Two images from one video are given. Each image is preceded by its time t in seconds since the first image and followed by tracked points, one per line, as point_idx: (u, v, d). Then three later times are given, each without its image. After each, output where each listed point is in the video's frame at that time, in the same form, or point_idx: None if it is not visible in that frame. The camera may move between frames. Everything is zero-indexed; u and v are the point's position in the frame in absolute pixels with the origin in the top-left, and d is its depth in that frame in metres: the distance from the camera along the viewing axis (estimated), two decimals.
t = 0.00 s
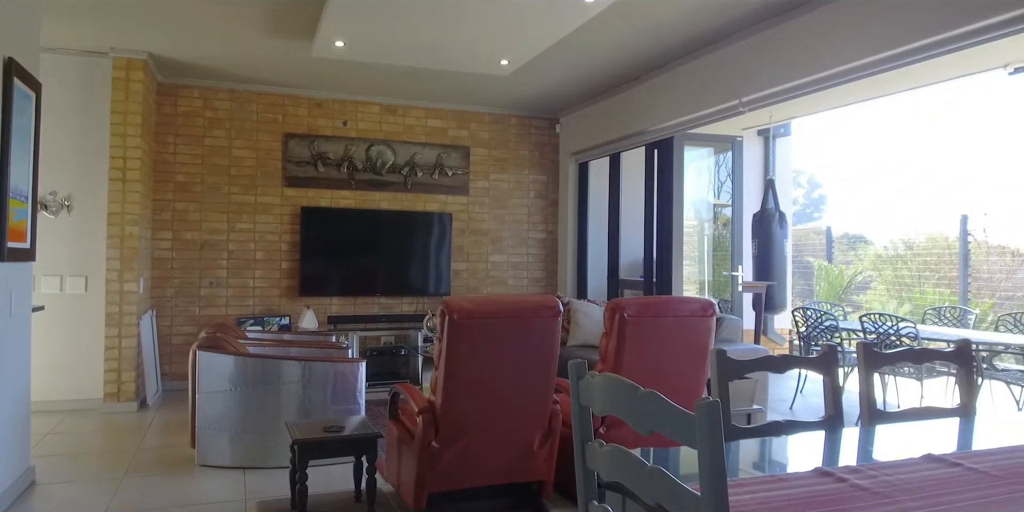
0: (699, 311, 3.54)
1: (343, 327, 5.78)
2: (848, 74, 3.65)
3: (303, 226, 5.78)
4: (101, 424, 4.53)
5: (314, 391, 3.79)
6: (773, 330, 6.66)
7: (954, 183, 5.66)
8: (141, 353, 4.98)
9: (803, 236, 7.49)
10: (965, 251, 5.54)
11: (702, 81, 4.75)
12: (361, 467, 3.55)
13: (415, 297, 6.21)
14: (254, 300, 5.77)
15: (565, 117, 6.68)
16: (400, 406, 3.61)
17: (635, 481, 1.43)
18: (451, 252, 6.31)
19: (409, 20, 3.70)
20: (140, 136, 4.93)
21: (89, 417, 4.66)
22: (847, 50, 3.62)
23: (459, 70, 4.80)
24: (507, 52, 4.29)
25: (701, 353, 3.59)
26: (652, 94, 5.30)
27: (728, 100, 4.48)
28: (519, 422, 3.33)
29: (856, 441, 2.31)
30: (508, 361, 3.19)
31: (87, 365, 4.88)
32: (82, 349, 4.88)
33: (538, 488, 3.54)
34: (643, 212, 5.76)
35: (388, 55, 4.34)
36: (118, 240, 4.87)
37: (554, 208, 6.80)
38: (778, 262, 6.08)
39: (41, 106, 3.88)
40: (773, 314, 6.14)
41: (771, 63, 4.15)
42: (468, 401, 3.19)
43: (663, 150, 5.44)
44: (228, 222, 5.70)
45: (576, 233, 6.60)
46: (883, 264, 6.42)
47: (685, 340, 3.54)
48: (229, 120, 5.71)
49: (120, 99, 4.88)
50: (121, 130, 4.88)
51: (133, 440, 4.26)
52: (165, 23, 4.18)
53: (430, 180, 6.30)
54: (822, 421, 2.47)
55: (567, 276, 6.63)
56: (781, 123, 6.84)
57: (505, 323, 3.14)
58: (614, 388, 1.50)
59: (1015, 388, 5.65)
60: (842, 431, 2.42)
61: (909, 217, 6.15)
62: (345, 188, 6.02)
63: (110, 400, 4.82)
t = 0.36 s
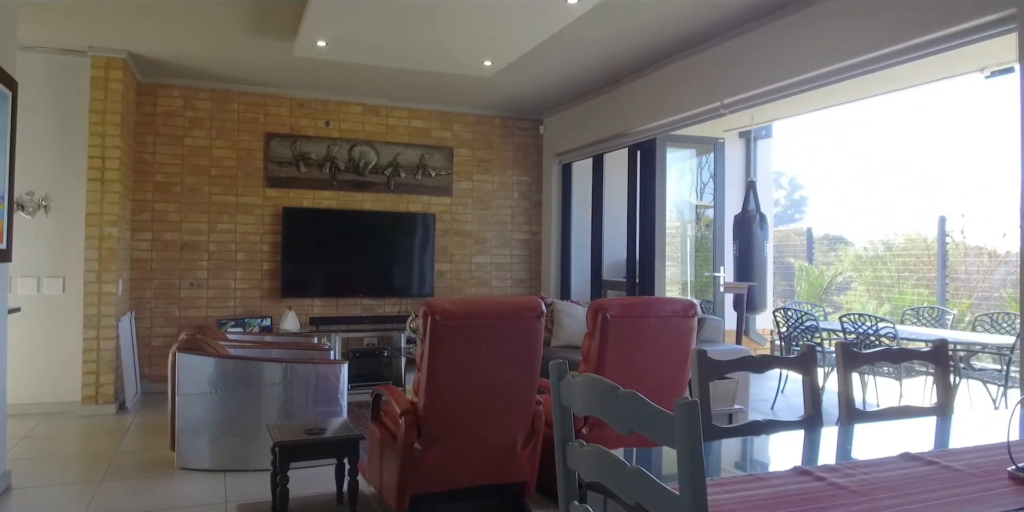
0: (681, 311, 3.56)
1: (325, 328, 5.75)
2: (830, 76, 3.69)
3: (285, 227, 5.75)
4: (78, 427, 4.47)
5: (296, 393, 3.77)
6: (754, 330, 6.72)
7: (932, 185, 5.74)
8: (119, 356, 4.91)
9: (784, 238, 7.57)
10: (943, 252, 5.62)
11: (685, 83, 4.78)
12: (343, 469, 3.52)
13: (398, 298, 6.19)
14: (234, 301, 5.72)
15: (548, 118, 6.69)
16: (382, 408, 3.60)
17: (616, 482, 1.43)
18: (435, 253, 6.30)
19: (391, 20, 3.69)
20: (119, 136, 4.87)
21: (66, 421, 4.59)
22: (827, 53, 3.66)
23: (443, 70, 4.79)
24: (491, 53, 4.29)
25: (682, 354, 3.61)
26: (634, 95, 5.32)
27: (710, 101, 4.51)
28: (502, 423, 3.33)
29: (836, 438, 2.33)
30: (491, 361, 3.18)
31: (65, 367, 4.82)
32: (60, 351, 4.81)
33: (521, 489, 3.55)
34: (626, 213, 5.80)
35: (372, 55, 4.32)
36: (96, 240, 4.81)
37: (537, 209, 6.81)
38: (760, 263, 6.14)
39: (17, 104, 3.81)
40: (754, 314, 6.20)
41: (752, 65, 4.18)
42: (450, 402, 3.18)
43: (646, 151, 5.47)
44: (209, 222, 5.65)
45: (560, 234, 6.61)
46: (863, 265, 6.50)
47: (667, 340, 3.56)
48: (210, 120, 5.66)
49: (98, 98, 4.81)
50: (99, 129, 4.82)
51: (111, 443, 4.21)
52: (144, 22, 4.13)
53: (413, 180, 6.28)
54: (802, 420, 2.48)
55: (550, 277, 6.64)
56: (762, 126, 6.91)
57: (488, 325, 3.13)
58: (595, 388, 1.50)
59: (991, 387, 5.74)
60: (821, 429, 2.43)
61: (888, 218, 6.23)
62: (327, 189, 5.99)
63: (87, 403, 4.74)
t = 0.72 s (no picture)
0: (664, 312, 3.59)
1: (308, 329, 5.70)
2: (811, 79, 3.74)
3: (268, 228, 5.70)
4: (55, 430, 4.39)
5: (277, 395, 3.74)
6: (736, 330, 6.78)
7: (912, 187, 5.81)
8: (98, 358, 4.84)
9: (767, 239, 7.64)
10: (922, 253, 5.70)
11: (668, 85, 4.81)
12: (325, 472, 3.49)
13: (381, 299, 6.17)
14: (215, 303, 5.66)
15: (533, 119, 6.70)
16: (365, 410, 3.58)
17: (597, 483, 1.43)
18: (419, 254, 6.28)
19: (373, 20, 3.67)
20: (98, 136, 4.80)
21: (43, 424, 4.51)
22: (808, 55, 3.71)
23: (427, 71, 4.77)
24: (474, 53, 4.28)
25: (665, 354, 3.63)
26: (618, 96, 5.35)
27: (694, 103, 4.54)
28: (485, 424, 3.32)
29: (815, 436, 2.36)
30: (475, 362, 3.18)
31: (43, 369, 4.75)
32: (38, 352, 4.74)
33: (504, 491, 3.54)
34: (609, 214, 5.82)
35: (355, 55, 4.29)
36: (75, 241, 4.73)
37: (521, 210, 6.81)
38: (743, 265, 6.18)
39: None
40: (737, 315, 6.25)
41: (735, 67, 4.22)
42: (433, 403, 3.17)
43: (630, 153, 5.48)
44: (190, 223, 5.59)
45: (544, 234, 6.62)
46: (844, 266, 6.58)
47: (651, 340, 3.58)
48: (191, 120, 5.61)
49: (77, 96, 4.73)
50: (78, 129, 4.74)
51: (89, 446, 4.14)
52: (124, 20, 4.08)
53: (397, 181, 6.26)
54: (782, 420, 2.50)
55: (534, 278, 6.65)
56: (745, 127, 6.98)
57: (471, 326, 3.13)
58: (575, 388, 1.50)
59: (970, 386, 5.83)
60: (801, 428, 2.45)
61: (868, 219, 6.32)
62: (310, 189, 5.95)
63: (65, 406, 4.67)
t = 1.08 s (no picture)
0: (647, 312, 3.60)
1: (291, 330, 5.67)
2: (793, 81, 3.77)
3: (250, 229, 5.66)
4: (33, 433, 4.33)
5: (259, 397, 3.71)
6: (720, 331, 6.83)
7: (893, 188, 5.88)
8: (77, 360, 4.78)
9: (750, 239, 7.71)
10: (903, 253, 5.77)
11: (652, 86, 4.83)
12: (307, 474, 3.47)
13: (365, 300, 6.15)
14: (197, 304, 5.60)
15: (517, 120, 6.71)
16: (348, 411, 3.56)
17: (578, 483, 1.43)
18: (403, 255, 6.26)
19: (356, 19, 3.65)
20: (77, 135, 4.73)
21: (20, 427, 4.44)
22: (791, 57, 3.74)
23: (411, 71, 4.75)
24: (459, 53, 4.28)
25: (648, 354, 3.64)
26: (603, 97, 5.36)
27: (677, 104, 4.56)
28: (469, 425, 3.32)
29: (798, 435, 2.37)
30: (458, 363, 3.17)
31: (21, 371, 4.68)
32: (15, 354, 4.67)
33: (488, 492, 3.54)
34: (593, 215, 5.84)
35: (338, 54, 4.27)
36: (53, 241, 4.67)
37: (506, 211, 6.81)
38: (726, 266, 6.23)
39: None
40: (720, 315, 6.29)
41: (718, 69, 4.25)
42: (417, 404, 3.16)
43: (614, 154, 5.50)
44: (171, 223, 5.53)
45: (529, 235, 6.63)
46: (826, 267, 6.65)
47: (634, 341, 3.59)
48: (172, 119, 5.55)
49: (56, 95, 4.67)
50: (56, 128, 4.68)
51: (67, 449, 4.08)
52: (103, 18, 4.03)
53: (381, 181, 6.24)
54: (764, 419, 2.52)
55: (519, 278, 6.65)
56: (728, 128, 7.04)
57: (454, 327, 3.11)
58: (557, 388, 1.50)
59: (949, 385, 5.91)
60: (782, 428, 2.47)
61: (849, 219, 6.38)
62: (293, 189, 5.92)
63: (44, 408, 4.60)
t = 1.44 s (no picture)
0: (632, 312, 3.61)
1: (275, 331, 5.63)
2: (778, 82, 3.80)
3: (234, 229, 5.61)
4: (11, 436, 4.26)
5: (242, 398, 3.67)
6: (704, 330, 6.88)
7: (874, 190, 5.95)
8: (57, 361, 4.71)
9: (734, 240, 7.76)
10: (885, 254, 5.85)
11: (637, 87, 4.85)
12: (291, 475, 3.44)
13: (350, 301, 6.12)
14: (179, 304, 5.55)
15: (503, 120, 6.71)
16: (332, 412, 3.54)
17: (561, 483, 1.43)
18: (388, 255, 6.24)
19: (340, 18, 3.63)
20: (57, 134, 4.67)
21: None
22: (774, 59, 3.77)
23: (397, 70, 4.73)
24: (444, 53, 4.27)
25: (632, 354, 3.66)
26: (588, 98, 5.37)
27: (662, 105, 4.58)
28: (454, 426, 3.31)
29: (780, 434, 2.39)
30: (443, 364, 3.16)
31: None
32: None
33: (473, 492, 3.54)
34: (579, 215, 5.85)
35: (323, 54, 4.25)
36: (33, 241, 4.60)
37: (491, 211, 6.81)
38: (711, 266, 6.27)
39: None
40: (705, 315, 6.33)
41: (702, 70, 4.27)
42: (401, 405, 3.15)
43: (599, 155, 5.51)
44: (152, 223, 5.48)
45: (514, 235, 6.63)
46: (809, 267, 6.72)
47: (619, 341, 3.60)
48: (154, 118, 5.49)
49: (36, 93, 4.61)
50: (36, 126, 4.61)
51: (46, 452, 4.03)
52: (83, 15, 3.98)
53: (365, 181, 6.21)
54: (746, 419, 2.53)
55: (504, 279, 6.65)
56: (712, 129, 7.08)
57: (438, 327, 3.10)
58: (541, 388, 1.50)
59: (930, 384, 5.98)
60: (764, 427, 2.49)
61: (832, 220, 6.45)
62: (277, 189, 5.88)
63: (22, 410, 4.53)
